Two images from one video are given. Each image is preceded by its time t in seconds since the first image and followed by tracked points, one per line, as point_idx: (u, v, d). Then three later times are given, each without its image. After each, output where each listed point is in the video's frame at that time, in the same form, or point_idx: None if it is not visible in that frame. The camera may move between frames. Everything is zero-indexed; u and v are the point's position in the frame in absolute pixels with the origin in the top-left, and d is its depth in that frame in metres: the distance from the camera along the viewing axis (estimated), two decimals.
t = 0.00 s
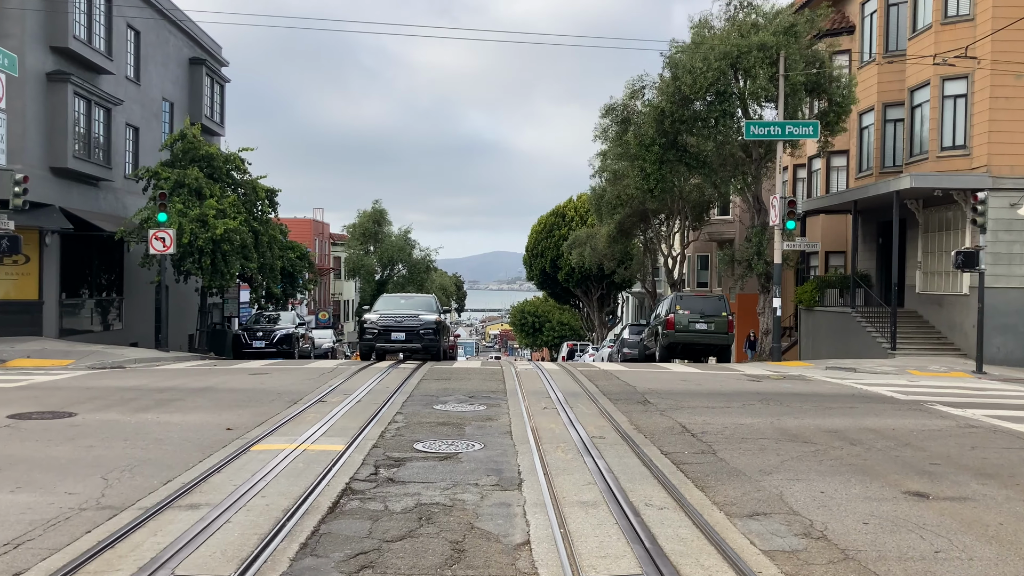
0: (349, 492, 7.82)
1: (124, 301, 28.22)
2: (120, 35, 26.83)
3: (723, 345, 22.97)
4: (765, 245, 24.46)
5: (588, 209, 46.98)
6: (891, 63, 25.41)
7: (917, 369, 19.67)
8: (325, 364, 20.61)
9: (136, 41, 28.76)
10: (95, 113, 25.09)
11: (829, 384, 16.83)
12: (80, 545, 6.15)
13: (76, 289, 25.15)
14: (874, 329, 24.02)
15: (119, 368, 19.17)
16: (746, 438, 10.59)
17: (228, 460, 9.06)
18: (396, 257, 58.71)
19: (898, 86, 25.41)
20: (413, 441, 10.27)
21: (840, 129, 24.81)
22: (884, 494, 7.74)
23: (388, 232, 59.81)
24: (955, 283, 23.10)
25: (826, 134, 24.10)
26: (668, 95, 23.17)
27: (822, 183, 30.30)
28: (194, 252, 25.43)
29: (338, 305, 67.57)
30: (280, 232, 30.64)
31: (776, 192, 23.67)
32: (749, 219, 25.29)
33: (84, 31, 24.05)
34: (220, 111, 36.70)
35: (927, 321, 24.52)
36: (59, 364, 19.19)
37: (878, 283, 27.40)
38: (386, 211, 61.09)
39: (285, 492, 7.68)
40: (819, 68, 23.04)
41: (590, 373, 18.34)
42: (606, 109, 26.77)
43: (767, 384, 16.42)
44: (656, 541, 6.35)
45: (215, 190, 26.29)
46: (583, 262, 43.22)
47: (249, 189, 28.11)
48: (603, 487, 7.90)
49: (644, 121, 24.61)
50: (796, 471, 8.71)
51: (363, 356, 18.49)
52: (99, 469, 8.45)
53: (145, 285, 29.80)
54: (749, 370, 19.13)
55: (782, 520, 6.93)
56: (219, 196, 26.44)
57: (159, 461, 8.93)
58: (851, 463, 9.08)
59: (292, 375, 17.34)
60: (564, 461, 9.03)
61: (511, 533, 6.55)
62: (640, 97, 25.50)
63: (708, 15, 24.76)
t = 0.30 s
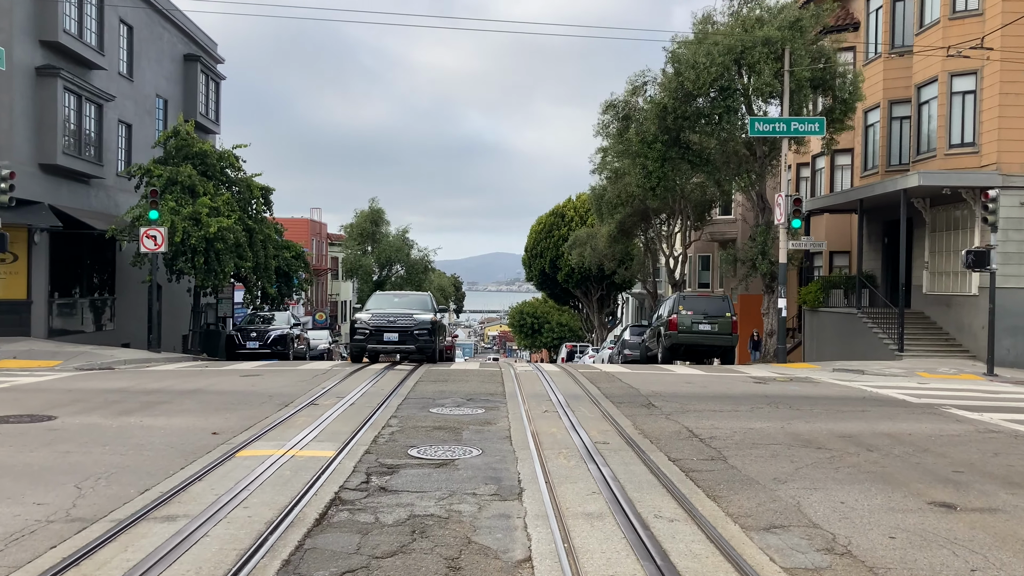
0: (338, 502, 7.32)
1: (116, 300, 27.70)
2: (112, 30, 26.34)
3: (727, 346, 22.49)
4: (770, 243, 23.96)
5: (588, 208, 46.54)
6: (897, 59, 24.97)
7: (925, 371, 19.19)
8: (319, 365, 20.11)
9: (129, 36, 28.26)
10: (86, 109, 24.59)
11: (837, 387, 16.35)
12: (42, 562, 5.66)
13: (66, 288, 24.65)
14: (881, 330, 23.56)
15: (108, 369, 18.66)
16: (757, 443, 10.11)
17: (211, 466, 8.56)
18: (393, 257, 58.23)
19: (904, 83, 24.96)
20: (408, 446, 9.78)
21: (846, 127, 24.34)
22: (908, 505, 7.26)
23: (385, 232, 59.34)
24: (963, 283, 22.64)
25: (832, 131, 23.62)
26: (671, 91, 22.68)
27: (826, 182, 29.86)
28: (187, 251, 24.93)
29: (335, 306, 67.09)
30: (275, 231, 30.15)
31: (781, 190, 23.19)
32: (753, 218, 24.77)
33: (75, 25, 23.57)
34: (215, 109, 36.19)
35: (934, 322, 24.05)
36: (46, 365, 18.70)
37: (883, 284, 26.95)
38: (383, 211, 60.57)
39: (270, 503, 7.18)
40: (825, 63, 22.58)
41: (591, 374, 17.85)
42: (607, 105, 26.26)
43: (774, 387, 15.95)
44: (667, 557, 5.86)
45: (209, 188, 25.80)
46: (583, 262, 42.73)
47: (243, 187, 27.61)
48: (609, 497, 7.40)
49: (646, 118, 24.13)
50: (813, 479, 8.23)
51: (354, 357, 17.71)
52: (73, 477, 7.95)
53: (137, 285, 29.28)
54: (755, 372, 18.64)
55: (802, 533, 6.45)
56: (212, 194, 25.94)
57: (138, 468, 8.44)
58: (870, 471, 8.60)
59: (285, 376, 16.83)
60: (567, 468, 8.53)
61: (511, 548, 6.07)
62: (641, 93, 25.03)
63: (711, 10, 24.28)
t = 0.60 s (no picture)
0: (326, 516, 6.78)
1: (108, 301, 27.14)
2: (104, 26, 25.82)
3: (732, 347, 21.97)
4: (775, 242, 23.34)
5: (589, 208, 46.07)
6: (905, 54, 24.48)
7: (937, 372, 18.68)
8: (312, 366, 19.54)
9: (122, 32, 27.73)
10: (76, 105, 24.05)
11: (848, 389, 15.80)
12: None
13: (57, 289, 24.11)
14: (889, 330, 23.06)
15: (96, 371, 18.12)
16: (772, 449, 9.56)
17: (193, 475, 8.03)
18: (392, 257, 57.72)
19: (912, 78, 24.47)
20: (403, 454, 9.25)
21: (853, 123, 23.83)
22: (941, 518, 6.72)
23: (384, 232, 58.83)
24: (974, 282, 22.14)
25: (839, 127, 23.10)
26: (674, 86, 22.16)
27: (831, 180, 29.37)
28: (180, 250, 24.41)
29: (333, 307, 66.58)
30: (271, 230, 29.61)
31: (788, 187, 22.66)
32: (758, 216, 24.13)
33: (64, 20, 23.06)
34: (211, 107, 35.67)
35: (943, 322, 23.54)
36: (33, 367, 18.16)
37: (890, 283, 26.44)
38: (381, 211, 60.04)
39: (253, 516, 6.66)
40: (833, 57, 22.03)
41: (593, 376, 17.30)
42: (609, 101, 25.73)
43: (783, 389, 15.42)
44: None
45: (202, 186, 25.28)
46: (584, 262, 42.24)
47: (238, 186, 27.07)
48: (618, 509, 6.88)
49: (649, 114, 23.62)
50: (835, 488, 7.70)
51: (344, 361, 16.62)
52: (43, 488, 7.42)
53: (130, 286, 28.72)
54: (762, 374, 18.13)
55: (830, 551, 5.91)
56: (206, 192, 25.41)
57: (114, 477, 7.90)
58: (895, 479, 8.06)
59: (277, 379, 16.26)
60: (572, 477, 8.00)
61: (513, 568, 5.54)
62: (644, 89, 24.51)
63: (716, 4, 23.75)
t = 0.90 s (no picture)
0: (311, 536, 6.14)
1: (100, 303, 26.50)
2: (95, 20, 25.23)
3: (741, 348, 21.33)
4: (783, 239, 22.66)
5: (592, 207, 45.43)
6: (916, 46, 23.86)
7: (954, 373, 18.04)
8: (307, 369, 18.90)
9: (113, 27, 27.12)
10: (65, 101, 23.44)
11: (865, 391, 15.15)
12: None
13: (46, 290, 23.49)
14: (901, 329, 22.42)
15: (84, 375, 17.50)
16: (794, 457, 8.92)
17: (170, 489, 7.41)
18: (392, 258, 57.15)
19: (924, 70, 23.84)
20: (398, 463, 8.62)
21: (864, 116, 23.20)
22: (991, 537, 6.08)
23: (384, 233, 58.24)
24: (989, 280, 21.51)
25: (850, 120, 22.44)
26: (680, 79, 21.53)
27: (839, 177, 28.74)
28: (173, 250, 23.80)
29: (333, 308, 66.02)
30: (267, 230, 28.97)
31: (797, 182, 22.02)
32: (765, 213, 23.45)
33: (53, 14, 22.48)
34: (207, 105, 35.07)
35: (957, 321, 22.90)
36: (18, 371, 17.53)
37: (901, 281, 25.80)
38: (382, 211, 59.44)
39: (230, 537, 6.03)
40: (844, 48, 21.36)
41: (598, 379, 16.65)
42: (613, 95, 25.09)
43: (797, 391, 14.79)
44: None
45: (196, 184, 24.66)
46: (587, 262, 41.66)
47: (233, 184, 26.38)
48: (633, 527, 6.25)
49: (654, 109, 23.00)
50: (868, 501, 7.06)
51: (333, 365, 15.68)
52: (5, 504, 6.80)
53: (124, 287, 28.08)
54: (773, 376, 17.49)
55: None
56: (200, 191, 24.81)
57: (84, 492, 7.28)
58: (932, 491, 7.41)
59: (271, 382, 15.63)
60: (581, 491, 7.37)
61: None
62: (649, 83, 23.88)
63: None
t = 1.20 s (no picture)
0: (290, 564, 5.47)
1: (92, 306, 25.81)
2: (86, 16, 24.63)
3: (750, 351, 20.66)
4: (792, 238, 21.94)
5: (594, 208, 44.76)
6: (929, 41, 23.22)
7: (974, 377, 17.35)
8: (302, 374, 18.21)
9: (105, 24, 26.50)
10: (54, 99, 22.80)
11: (884, 396, 14.45)
12: None
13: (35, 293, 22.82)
14: (915, 332, 21.76)
15: (69, 381, 16.83)
16: (820, 471, 8.22)
17: (140, 508, 6.73)
18: (392, 260, 56.53)
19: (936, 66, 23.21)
20: (392, 478, 7.95)
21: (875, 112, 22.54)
22: None
23: (384, 235, 57.59)
24: (1006, 281, 20.84)
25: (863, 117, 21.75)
26: (687, 75, 20.84)
27: (848, 176, 28.10)
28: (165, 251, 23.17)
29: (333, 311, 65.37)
30: (263, 231, 28.32)
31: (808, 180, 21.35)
32: (774, 213, 22.73)
33: (42, 9, 21.90)
34: (202, 104, 34.46)
35: (972, 323, 22.23)
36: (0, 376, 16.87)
37: (913, 283, 25.13)
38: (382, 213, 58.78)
39: (199, 566, 5.35)
40: (857, 41, 20.68)
41: (604, 384, 15.96)
42: (617, 92, 24.38)
43: (813, 397, 14.12)
44: None
45: (189, 184, 24.03)
46: (590, 264, 41.00)
47: (227, 184, 25.69)
48: (653, 553, 5.58)
49: (660, 105, 22.33)
50: (910, 522, 6.38)
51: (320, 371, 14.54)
52: None
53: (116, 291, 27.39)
54: (786, 380, 16.83)
55: None
56: (193, 191, 24.16)
57: (45, 511, 6.61)
58: (979, 509, 6.73)
59: (263, 387, 14.97)
60: (592, 509, 6.71)
61: None
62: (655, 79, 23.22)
63: None
